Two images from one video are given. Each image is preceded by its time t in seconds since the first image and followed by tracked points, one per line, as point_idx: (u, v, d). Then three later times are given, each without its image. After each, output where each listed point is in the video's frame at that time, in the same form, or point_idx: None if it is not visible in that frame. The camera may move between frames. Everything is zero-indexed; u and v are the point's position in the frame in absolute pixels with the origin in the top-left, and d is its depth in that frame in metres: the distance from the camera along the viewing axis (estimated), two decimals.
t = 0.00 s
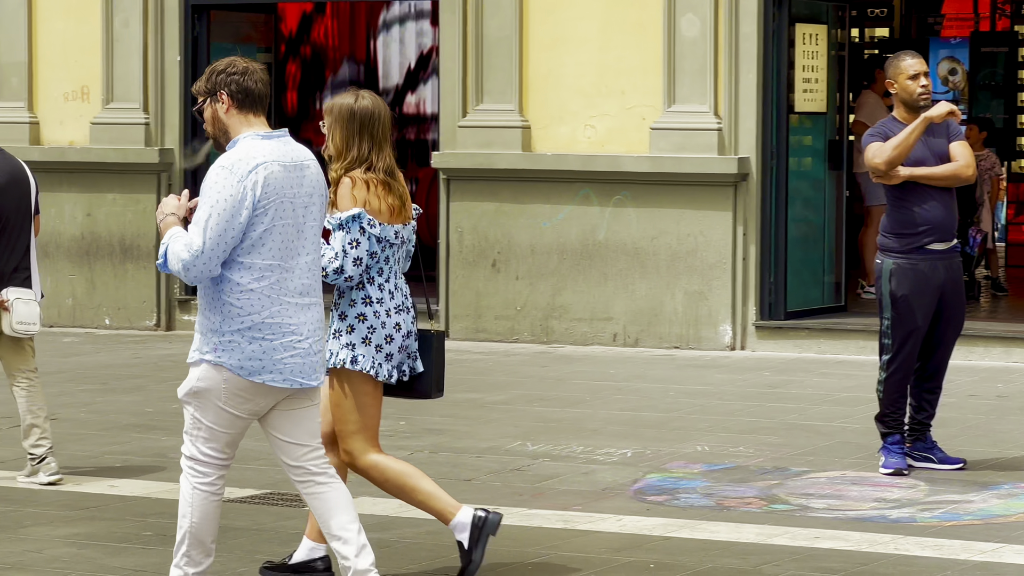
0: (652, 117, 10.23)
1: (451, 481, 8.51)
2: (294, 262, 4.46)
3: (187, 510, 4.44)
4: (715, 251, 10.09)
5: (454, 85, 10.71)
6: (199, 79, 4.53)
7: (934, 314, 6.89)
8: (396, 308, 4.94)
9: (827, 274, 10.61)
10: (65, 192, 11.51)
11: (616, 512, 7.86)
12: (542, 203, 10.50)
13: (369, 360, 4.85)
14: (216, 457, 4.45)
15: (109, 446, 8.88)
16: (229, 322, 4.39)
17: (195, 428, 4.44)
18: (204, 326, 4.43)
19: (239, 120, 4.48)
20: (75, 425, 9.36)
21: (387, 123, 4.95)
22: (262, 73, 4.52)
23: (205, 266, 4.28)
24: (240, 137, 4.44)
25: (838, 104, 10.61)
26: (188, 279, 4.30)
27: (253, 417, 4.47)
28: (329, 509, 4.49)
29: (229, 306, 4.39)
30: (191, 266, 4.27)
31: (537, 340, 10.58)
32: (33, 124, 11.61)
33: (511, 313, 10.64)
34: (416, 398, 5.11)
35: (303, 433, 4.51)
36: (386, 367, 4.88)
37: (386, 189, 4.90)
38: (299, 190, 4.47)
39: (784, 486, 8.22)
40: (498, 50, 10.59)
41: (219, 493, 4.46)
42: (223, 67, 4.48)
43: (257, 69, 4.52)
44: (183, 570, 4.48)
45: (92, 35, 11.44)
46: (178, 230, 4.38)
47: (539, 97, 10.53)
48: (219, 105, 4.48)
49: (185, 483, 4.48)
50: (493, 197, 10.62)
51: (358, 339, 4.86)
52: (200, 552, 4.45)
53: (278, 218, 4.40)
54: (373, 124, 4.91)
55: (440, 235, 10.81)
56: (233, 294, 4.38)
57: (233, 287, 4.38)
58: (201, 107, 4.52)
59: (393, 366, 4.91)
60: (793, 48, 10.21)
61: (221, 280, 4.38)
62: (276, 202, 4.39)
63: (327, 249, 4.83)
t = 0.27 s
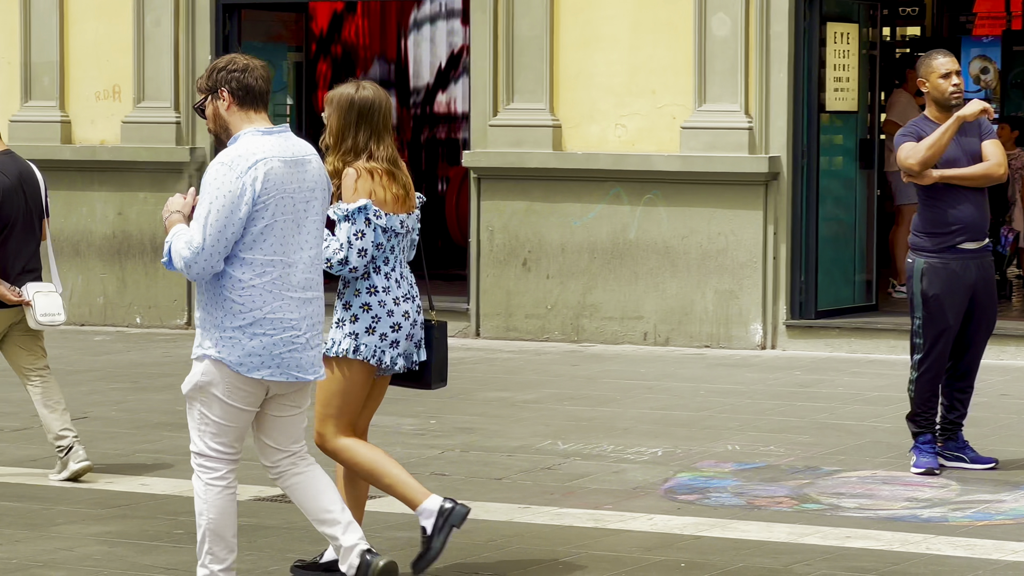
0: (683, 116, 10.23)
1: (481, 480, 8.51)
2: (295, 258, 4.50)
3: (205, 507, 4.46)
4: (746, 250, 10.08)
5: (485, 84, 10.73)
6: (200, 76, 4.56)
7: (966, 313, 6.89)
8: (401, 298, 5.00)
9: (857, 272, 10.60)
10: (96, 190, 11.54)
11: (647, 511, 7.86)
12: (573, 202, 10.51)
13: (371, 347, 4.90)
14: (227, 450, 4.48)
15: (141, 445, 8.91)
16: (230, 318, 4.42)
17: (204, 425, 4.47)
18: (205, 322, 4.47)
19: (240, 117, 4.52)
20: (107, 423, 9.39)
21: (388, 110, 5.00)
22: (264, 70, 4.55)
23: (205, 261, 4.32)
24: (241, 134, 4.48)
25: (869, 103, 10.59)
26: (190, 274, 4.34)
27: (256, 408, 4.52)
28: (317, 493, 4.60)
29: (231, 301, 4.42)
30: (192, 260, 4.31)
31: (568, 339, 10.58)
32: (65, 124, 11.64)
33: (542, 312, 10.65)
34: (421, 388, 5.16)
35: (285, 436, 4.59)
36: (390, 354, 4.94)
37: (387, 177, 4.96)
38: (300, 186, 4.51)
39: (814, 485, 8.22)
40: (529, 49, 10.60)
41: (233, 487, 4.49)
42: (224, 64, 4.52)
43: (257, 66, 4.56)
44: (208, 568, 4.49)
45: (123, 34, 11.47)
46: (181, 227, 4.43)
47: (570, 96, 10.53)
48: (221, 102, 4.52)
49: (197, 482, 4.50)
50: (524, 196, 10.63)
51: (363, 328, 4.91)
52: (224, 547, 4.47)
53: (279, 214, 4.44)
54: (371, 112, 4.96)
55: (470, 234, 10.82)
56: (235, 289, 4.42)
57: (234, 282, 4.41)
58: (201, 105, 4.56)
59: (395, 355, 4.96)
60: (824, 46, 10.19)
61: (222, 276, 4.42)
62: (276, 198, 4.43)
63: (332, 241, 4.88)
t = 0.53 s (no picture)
0: (712, 115, 10.22)
1: (510, 478, 8.52)
2: (297, 250, 4.51)
3: (229, 505, 4.47)
4: (775, 249, 10.07)
5: (513, 82, 10.74)
6: (204, 69, 4.58)
7: (996, 312, 6.88)
8: (405, 289, 5.01)
9: (885, 269, 10.57)
10: (125, 189, 11.56)
11: (675, 510, 7.86)
12: (601, 201, 10.52)
13: (377, 339, 4.92)
14: (246, 446, 4.49)
15: (170, 443, 8.94)
16: (234, 309, 4.45)
17: (221, 422, 4.47)
18: (209, 312, 4.49)
19: (244, 109, 4.54)
20: (136, 421, 9.42)
21: (390, 100, 4.97)
22: (267, 63, 4.57)
23: (207, 254, 4.33)
24: (244, 126, 4.49)
25: (899, 102, 10.56)
26: (192, 267, 4.35)
27: (267, 401, 4.53)
28: (295, 473, 4.65)
29: (233, 293, 4.44)
30: (193, 254, 4.33)
31: (596, 338, 10.59)
32: (94, 122, 11.67)
33: (571, 310, 10.66)
34: (425, 377, 5.20)
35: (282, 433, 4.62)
36: (396, 345, 4.96)
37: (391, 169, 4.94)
38: (302, 178, 4.52)
39: (843, 484, 8.21)
40: (558, 48, 10.61)
41: (254, 483, 4.50)
42: (227, 58, 4.53)
43: (260, 58, 4.58)
44: (235, 566, 4.50)
45: (152, 32, 11.49)
46: (185, 219, 4.44)
47: (598, 95, 10.54)
48: (224, 95, 4.53)
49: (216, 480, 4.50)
50: (552, 195, 10.64)
51: (368, 319, 4.92)
52: (250, 544, 4.48)
53: (281, 206, 4.45)
54: (374, 104, 4.93)
55: (499, 233, 10.83)
56: (237, 281, 4.43)
57: (236, 274, 4.43)
58: (205, 99, 4.57)
59: (403, 346, 4.98)
60: (853, 44, 10.14)
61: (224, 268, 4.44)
62: (278, 190, 4.44)
63: (337, 233, 4.88)
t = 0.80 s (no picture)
0: (742, 113, 10.21)
1: (540, 476, 8.53)
2: (305, 243, 4.56)
3: (256, 500, 4.53)
4: (807, 248, 10.06)
5: (544, 82, 10.76)
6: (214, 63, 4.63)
7: None
8: (409, 287, 4.98)
9: (916, 269, 10.55)
10: (157, 188, 11.59)
11: (705, 509, 7.86)
12: (632, 200, 10.52)
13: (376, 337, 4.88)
14: (269, 442, 4.56)
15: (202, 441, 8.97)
16: (242, 301, 4.50)
17: (243, 419, 4.54)
18: (218, 304, 4.55)
19: (251, 103, 4.59)
20: (168, 418, 9.45)
21: (396, 98, 4.94)
22: (276, 57, 4.62)
23: (212, 246, 4.40)
24: (251, 119, 4.54)
25: (931, 100, 10.55)
26: (197, 259, 4.42)
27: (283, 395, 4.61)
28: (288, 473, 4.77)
29: (241, 285, 4.50)
30: (197, 245, 4.39)
31: (627, 336, 10.60)
32: (126, 120, 11.70)
33: (602, 309, 10.66)
34: (434, 377, 5.15)
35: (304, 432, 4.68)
36: (397, 343, 4.92)
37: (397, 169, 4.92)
38: (308, 171, 4.57)
39: (875, 484, 8.20)
40: (589, 46, 10.63)
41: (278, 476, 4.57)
42: (235, 52, 4.57)
43: (269, 53, 4.62)
44: (265, 562, 4.55)
45: (183, 31, 11.49)
46: (189, 211, 4.51)
47: (629, 94, 10.55)
48: (232, 89, 4.58)
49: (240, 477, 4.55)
50: (583, 194, 10.65)
51: (369, 316, 4.89)
52: (278, 538, 4.54)
53: (286, 198, 4.51)
54: (380, 102, 4.90)
55: (531, 231, 10.85)
56: (244, 273, 4.49)
57: (243, 266, 4.49)
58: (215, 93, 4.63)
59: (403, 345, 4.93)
60: (885, 42, 10.13)
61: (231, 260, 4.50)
62: (283, 182, 4.50)
63: (342, 232, 4.87)
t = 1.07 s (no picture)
0: (779, 112, 10.20)
1: (576, 475, 8.53)
2: (315, 240, 4.59)
3: (286, 496, 4.53)
4: (842, 247, 10.04)
5: (580, 81, 10.76)
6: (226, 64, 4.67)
7: None
8: (414, 292, 4.98)
9: (953, 271, 10.54)
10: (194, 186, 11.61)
11: (740, 507, 7.85)
12: (668, 199, 10.51)
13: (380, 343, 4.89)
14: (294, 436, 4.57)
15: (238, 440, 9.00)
16: (253, 296, 4.53)
17: (266, 415, 4.56)
18: (227, 302, 4.58)
19: (259, 102, 4.62)
20: (203, 416, 9.48)
21: (400, 107, 4.97)
22: (287, 57, 4.65)
23: (217, 242, 4.43)
24: (258, 117, 4.58)
25: (968, 99, 10.53)
26: (203, 255, 4.45)
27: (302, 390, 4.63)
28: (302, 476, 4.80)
29: (251, 281, 4.53)
30: (202, 241, 4.42)
31: (663, 334, 10.60)
32: (162, 118, 11.71)
33: (639, 308, 10.67)
34: (447, 380, 5.13)
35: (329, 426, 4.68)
36: (403, 349, 4.92)
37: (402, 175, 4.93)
38: (316, 168, 4.60)
39: (911, 483, 8.19)
40: (625, 45, 10.63)
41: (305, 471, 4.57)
42: (245, 50, 4.61)
43: (279, 52, 4.66)
44: (299, 557, 4.54)
45: (219, 29, 11.53)
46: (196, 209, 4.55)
47: (665, 93, 10.55)
48: (241, 87, 4.63)
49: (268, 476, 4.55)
50: (620, 193, 10.65)
51: (375, 322, 4.90)
52: (310, 532, 4.53)
53: (294, 195, 4.54)
54: (386, 110, 4.93)
55: (567, 230, 10.86)
56: (254, 270, 4.52)
57: (252, 262, 4.52)
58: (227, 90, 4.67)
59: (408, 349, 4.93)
60: (923, 40, 10.11)
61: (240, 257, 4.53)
62: (289, 180, 4.53)
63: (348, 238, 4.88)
